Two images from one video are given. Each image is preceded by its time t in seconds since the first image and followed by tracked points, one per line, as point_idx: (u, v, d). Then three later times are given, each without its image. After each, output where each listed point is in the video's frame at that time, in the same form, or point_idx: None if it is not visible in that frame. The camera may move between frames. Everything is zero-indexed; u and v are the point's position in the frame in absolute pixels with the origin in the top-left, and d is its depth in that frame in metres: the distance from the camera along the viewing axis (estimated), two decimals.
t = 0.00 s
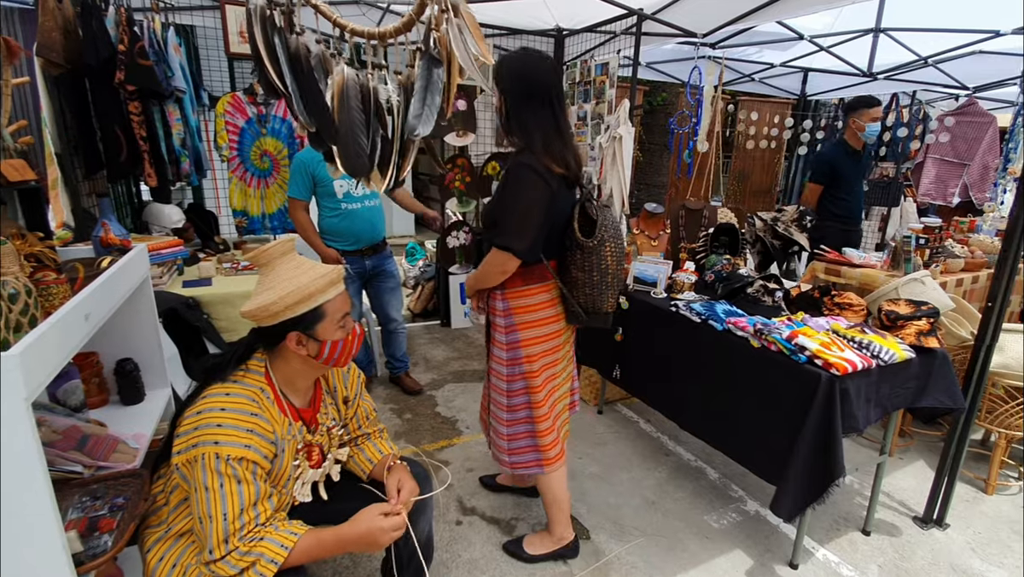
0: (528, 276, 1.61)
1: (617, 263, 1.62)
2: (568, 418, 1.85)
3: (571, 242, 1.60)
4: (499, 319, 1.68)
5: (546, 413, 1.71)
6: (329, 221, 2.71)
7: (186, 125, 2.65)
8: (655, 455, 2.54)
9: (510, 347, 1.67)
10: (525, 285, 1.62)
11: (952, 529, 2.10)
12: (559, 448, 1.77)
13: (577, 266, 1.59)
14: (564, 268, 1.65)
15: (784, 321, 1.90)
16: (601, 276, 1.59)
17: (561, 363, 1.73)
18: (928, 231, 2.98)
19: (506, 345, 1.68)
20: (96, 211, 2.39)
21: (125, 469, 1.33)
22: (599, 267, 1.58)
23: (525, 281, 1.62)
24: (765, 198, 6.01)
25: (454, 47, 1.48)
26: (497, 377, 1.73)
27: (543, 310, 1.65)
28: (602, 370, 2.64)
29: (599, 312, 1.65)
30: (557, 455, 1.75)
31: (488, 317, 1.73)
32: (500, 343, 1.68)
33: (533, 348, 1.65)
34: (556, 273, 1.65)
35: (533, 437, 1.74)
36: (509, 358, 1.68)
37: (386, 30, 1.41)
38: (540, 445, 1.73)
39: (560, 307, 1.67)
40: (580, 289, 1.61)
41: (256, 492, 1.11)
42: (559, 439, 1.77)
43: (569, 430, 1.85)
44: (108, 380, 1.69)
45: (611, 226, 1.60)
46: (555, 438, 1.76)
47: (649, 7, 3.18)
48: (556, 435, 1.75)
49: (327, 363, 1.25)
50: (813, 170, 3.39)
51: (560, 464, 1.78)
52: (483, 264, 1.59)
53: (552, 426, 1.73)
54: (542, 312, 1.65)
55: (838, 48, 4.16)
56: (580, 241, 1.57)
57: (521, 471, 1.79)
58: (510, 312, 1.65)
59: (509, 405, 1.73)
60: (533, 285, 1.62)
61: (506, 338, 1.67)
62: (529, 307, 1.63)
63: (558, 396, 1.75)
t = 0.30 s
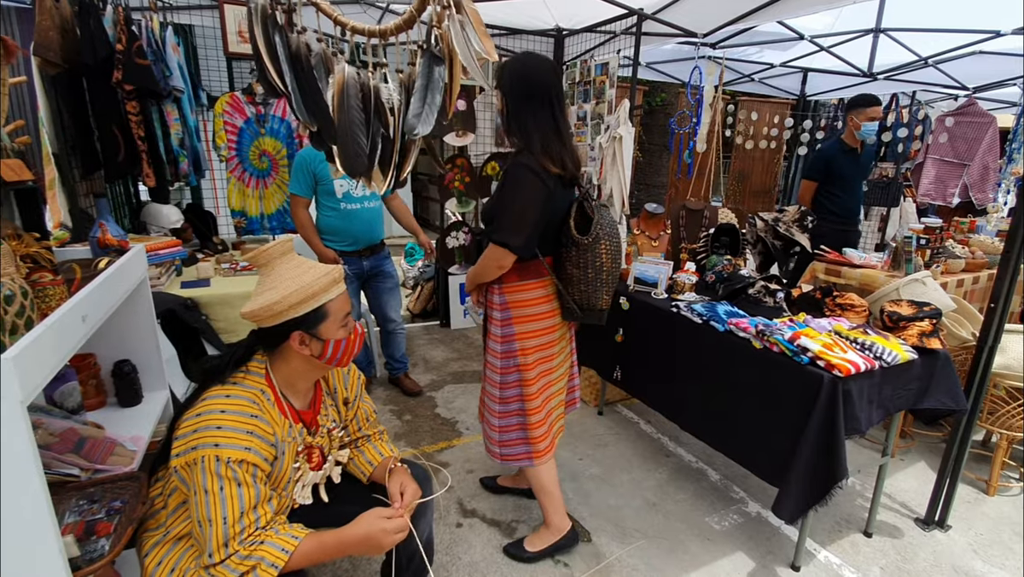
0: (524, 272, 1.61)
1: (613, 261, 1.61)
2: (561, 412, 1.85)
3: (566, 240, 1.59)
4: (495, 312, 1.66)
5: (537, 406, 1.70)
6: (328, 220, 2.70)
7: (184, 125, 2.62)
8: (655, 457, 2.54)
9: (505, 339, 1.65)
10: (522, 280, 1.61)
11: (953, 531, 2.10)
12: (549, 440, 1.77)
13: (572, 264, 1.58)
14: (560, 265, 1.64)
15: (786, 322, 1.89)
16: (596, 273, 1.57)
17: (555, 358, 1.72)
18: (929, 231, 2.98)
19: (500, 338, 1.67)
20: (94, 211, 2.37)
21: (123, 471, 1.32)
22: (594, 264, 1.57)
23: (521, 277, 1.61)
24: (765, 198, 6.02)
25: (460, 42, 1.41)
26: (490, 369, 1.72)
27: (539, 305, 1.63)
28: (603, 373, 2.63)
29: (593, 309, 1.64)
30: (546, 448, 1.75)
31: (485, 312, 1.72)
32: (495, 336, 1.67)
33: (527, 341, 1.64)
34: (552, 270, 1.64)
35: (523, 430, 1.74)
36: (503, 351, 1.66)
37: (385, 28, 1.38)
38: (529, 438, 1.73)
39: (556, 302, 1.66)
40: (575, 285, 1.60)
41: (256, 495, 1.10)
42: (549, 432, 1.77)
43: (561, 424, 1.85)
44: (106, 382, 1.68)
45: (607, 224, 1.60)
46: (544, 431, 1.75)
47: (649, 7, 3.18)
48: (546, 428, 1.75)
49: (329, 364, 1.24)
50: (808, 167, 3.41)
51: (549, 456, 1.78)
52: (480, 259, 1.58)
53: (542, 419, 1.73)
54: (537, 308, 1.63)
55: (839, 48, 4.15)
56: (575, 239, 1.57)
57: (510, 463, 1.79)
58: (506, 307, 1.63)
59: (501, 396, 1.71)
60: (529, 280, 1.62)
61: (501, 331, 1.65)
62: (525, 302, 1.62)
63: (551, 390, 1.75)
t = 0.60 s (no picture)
0: (522, 271, 1.61)
1: (612, 260, 1.59)
2: (559, 411, 1.85)
3: (564, 239, 1.59)
4: (494, 310, 1.66)
5: (534, 403, 1.70)
6: (328, 221, 2.70)
7: (182, 125, 2.59)
8: (655, 457, 2.54)
9: (504, 337, 1.65)
10: (521, 278, 1.61)
11: (953, 531, 2.10)
12: (544, 437, 1.77)
13: (571, 262, 1.58)
14: (558, 264, 1.64)
15: (785, 322, 1.88)
16: (593, 272, 1.57)
17: (552, 357, 1.72)
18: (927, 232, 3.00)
19: (499, 336, 1.67)
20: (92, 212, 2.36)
21: (121, 473, 1.32)
22: (592, 263, 1.56)
23: (519, 276, 1.61)
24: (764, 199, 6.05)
25: (462, 42, 1.40)
26: (487, 366, 1.72)
27: (538, 304, 1.63)
28: (602, 372, 2.63)
29: (592, 308, 1.64)
30: (542, 446, 1.75)
31: (484, 310, 1.72)
32: (493, 333, 1.67)
33: (525, 339, 1.64)
34: (550, 269, 1.64)
35: (519, 429, 1.75)
36: (501, 349, 1.66)
37: (386, 28, 1.38)
38: (525, 436, 1.74)
39: (554, 301, 1.66)
40: (573, 284, 1.61)
41: (255, 497, 1.10)
42: (545, 429, 1.77)
43: (559, 423, 1.85)
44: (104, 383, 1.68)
45: (604, 223, 1.59)
46: (540, 428, 1.75)
47: (649, 7, 3.18)
48: (542, 425, 1.75)
49: (329, 365, 1.24)
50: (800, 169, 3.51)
51: (545, 452, 1.79)
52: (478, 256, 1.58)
53: (539, 416, 1.73)
54: (536, 306, 1.63)
55: (837, 48, 4.15)
56: (573, 238, 1.56)
57: (506, 460, 1.79)
58: (505, 305, 1.63)
59: (498, 394, 1.71)
60: (529, 279, 1.61)
61: (500, 330, 1.65)
62: (524, 301, 1.62)
63: (549, 389, 1.75)
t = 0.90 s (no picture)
0: (507, 269, 1.70)
1: (593, 262, 1.62)
2: (548, 413, 1.90)
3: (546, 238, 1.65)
4: (484, 308, 1.77)
5: (515, 401, 1.78)
6: (328, 222, 2.68)
7: (180, 126, 2.59)
8: (654, 458, 2.54)
9: (490, 333, 1.77)
10: (507, 277, 1.71)
11: (952, 531, 2.10)
12: (526, 437, 1.83)
13: (549, 263, 1.64)
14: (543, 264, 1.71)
15: (784, 322, 1.88)
16: (570, 273, 1.61)
17: (538, 357, 1.79)
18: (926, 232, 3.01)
19: (486, 332, 1.79)
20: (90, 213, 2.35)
21: (119, 474, 1.32)
22: (569, 263, 1.60)
23: (505, 274, 1.71)
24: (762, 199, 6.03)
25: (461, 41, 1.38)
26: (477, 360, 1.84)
27: (522, 304, 1.71)
28: (602, 372, 2.63)
29: (570, 310, 1.66)
30: (522, 444, 1.82)
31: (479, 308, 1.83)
32: (481, 329, 1.79)
33: (509, 337, 1.73)
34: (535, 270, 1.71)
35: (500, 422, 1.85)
36: (487, 344, 1.78)
37: (382, 28, 1.38)
38: (506, 433, 1.82)
39: (540, 299, 1.72)
40: (552, 285, 1.67)
41: (253, 499, 1.10)
42: (527, 429, 1.83)
43: (547, 425, 1.91)
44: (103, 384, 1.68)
45: (586, 225, 1.61)
46: (522, 427, 1.82)
47: (648, 7, 3.18)
48: (523, 425, 1.82)
49: (327, 368, 1.23)
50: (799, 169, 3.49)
51: (526, 452, 1.85)
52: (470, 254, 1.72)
53: (520, 415, 1.80)
54: (521, 306, 1.71)
55: (836, 49, 4.14)
56: (551, 237, 1.62)
57: (489, 453, 1.91)
58: (491, 302, 1.74)
59: (482, 387, 1.83)
60: (514, 276, 1.71)
61: (487, 326, 1.77)
62: (508, 300, 1.71)
63: (533, 388, 1.81)
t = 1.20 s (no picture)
0: (493, 277, 1.77)
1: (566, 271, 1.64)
2: (540, 423, 1.89)
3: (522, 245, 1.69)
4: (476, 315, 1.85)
5: (501, 408, 1.80)
6: (323, 227, 2.68)
7: (175, 130, 2.67)
8: (649, 463, 2.54)
9: (479, 340, 1.84)
10: (494, 285, 1.77)
11: (945, 538, 2.11)
12: (514, 446, 1.83)
13: (526, 272, 1.68)
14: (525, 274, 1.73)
15: (778, 330, 1.88)
16: (546, 282, 1.64)
17: (525, 365, 1.80)
18: (921, 237, 3.03)
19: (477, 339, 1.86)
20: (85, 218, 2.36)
21: (109, 486, 1.32)
22: (543, 273, 1.63)
23: (491, 282, 1.77)
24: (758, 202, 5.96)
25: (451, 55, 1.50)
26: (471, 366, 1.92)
27: (507, 311, 1.75)
28: (598, 378, 2.63)
29: (548, 319, 1.68)
30: (512, 451, 1.82)
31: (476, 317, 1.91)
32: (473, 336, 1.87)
33: (495, 343, 1.78)
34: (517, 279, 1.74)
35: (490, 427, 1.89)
36: (477, 350, 1.86)
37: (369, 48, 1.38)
38: (496, 441, 1.83)
39: (523, 307, 1.74)
40: (529, 293, 1.69)
41: (240, 513, 1.10)
42: (515, 438, 1.83)
43: (540, 435, 1.89)
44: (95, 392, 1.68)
45: (561, 235, 1.64)
46: (510, 435, 1.82)
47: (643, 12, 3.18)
48: (511, 433, 1.82)
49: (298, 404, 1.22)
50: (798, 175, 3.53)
51: (514, 461, 1.84)
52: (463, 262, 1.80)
53: (507, 423, 1.80)
54: (506, 313, 1.76)
55: (830, 53, 4.12)
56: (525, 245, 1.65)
57: (481, 459, 1.94)
58: (480, 309, 1.81)
59: (473, 392, 1.90)
60: (498, 284, 1.76)
61: (477, 332, 1.84)
62: (494, 306, 1.77)
63: (522, 397, 1.82)
